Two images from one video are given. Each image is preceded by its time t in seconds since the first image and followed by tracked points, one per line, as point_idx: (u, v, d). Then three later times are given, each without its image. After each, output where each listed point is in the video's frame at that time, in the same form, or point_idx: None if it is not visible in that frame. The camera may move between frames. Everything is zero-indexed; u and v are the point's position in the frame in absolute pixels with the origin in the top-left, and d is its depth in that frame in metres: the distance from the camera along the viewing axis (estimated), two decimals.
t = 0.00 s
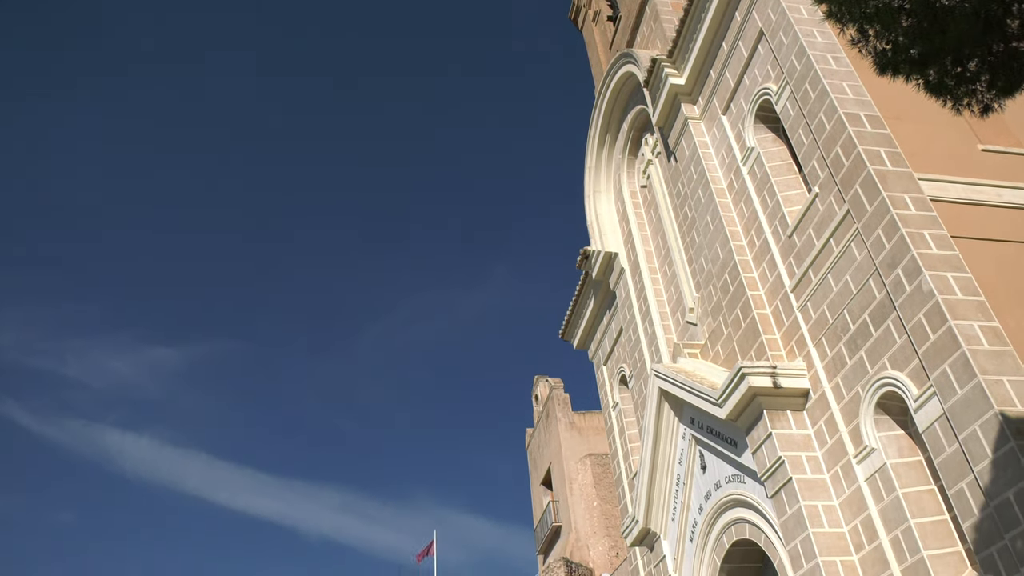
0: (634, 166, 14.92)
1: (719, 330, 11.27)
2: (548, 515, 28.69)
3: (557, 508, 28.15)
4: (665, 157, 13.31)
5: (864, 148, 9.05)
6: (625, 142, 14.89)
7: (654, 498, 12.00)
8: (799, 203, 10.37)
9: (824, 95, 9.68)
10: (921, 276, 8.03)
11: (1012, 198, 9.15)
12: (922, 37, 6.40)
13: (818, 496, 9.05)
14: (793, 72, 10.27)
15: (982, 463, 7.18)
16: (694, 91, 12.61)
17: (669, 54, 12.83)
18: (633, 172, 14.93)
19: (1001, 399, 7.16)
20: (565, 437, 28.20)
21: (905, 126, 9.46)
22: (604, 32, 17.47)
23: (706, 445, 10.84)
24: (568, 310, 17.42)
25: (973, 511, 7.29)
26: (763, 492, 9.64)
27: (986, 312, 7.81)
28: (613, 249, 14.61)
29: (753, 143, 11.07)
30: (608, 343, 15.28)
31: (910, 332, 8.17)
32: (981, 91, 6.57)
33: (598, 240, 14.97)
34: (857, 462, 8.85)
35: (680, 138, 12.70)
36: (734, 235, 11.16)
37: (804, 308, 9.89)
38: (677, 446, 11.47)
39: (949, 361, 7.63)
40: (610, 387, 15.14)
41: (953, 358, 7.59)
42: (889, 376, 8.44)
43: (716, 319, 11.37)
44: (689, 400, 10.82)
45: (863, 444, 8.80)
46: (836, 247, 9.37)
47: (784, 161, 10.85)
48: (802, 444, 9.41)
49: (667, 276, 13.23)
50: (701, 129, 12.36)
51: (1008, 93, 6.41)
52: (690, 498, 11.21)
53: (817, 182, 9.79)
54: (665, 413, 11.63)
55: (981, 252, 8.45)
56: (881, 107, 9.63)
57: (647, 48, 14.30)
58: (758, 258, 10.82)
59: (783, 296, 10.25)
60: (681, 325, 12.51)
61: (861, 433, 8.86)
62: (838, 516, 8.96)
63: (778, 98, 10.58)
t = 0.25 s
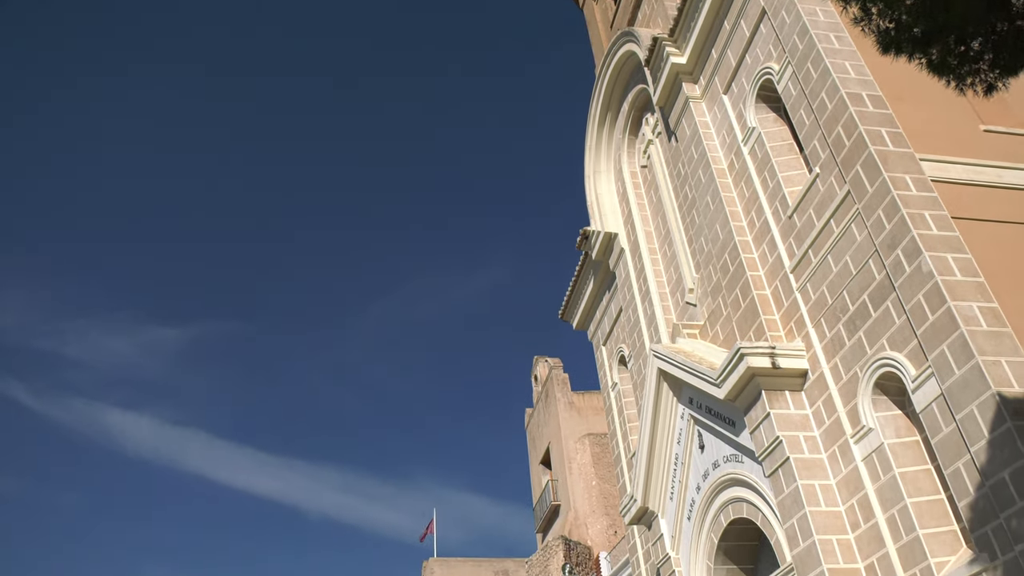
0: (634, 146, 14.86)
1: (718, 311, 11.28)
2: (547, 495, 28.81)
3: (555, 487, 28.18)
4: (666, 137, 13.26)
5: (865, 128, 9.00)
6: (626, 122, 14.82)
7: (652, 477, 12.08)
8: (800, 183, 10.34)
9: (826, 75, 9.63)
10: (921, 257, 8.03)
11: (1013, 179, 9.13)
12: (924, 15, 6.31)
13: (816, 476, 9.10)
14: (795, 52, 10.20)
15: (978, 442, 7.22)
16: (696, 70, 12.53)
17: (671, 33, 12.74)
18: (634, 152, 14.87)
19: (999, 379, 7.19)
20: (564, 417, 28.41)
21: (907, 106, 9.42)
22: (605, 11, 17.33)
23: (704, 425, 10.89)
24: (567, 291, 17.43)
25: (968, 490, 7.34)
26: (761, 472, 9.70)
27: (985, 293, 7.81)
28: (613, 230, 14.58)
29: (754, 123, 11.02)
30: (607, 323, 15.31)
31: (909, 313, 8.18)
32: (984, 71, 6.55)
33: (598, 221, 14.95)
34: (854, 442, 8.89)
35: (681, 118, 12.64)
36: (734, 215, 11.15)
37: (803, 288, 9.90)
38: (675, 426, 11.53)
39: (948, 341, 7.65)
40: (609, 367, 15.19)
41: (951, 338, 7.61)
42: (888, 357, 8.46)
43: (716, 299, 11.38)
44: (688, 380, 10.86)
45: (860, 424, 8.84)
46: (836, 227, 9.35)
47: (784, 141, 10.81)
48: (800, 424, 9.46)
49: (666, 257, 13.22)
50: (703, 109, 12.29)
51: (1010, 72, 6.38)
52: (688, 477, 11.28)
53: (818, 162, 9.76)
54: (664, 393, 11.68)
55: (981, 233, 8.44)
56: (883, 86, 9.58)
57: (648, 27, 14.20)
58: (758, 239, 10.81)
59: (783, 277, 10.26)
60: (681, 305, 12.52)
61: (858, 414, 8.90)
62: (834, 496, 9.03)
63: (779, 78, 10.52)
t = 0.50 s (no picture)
0: (635, 125, 14.78)
1: (718, 291, 11.29)
2: (546, 473, 28.89)
3: (552, 466, 28.33)
4: (667, 117, 13.20)
5: (867, 108, 8.95)
6: (627, 102, 14.74)
7: (650, 457, 12.15)
8: (801, 164, 10.31)
9: (829, 55, 9.56)
10: (921, 238, 8.02)
11: (1014, 159, 9.10)
12: None
13: (813, 456, 9.15)
14: (798, 31, 10.13)
15: (975, 423, 7.26)
16: (697, 49, 12.44)
17: (673, 11, 12.62)
18: (635, 132, 14.80)
19: (996, 360, 7.20)
20: (563, 397, 28.61)
21: (909, 86, 9.36)
22: None
23: (702, 405, 10.93)
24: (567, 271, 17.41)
25: (965, 470, 7.39)
26: (758, 452, 9.74)
27: (985, 275, 7.81)
28: (613, 210, 14.55)
29: (755, 103, 10.96)
30: (606, 304, 15.32)
31: (908, 294, 8.18)
32: (987, 49, 6.49)
33: (598, 200, 14.91)
34: (851, 423, 8.93)
35: (682, 97, 12.57)
36: (734, 195, 11.12)
37: (803, 269, 9.90)
38: (674, 405, 11.57)
39: (947, 322, 7.66)
40: (608, 347, 15.23)
41: (950, 319, 7.61)
42: (886, 338, 8.48)
43: (715, 280, 11.38)
44: (686, 361, 10.89)
45: (858, 405, 8.88)
46: (837, 208, 9.34)
47: (786, 121, 10.75)
48: (797, 404, 9.49)
49: (666, 236, 13.21)
50: (704, 88, 12.22)
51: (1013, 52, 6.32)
52: (686, 457, 11.33)
53: (819, 142, 9.72)
54: (663, 373, 11.71)
55: (981, 214, 8.43)
56: (886, 66, 9.52)
57: (650, 5, 14.07)
58: (758, 219, 10.79)
59: (783, 258, 10.25)
60: (680, 286, 12.52)
61: (856, 394, 8.93)
62: (831, 476, 9.08)
63: (781, 57, 10.45)
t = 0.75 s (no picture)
0: (636, 105, 14.70)
1: (717, 272, 11.28)
2: (544, 453, 29.02)
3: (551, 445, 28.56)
4: (668, 96, 13.13)
5: (869, 89, 8.90)
6: (628, 81, 14.65)
7: (648, 437, 12.20)
8: (802, 144, 10.27)
9: (831, 34, 9.49)
10: (920, 219, 8.00)
11: (1016, 141, 9.04)
12: None
13: (810, 436, 9.19)
14: (800, 10, 10.05)
15: (972, 405, 7.28)
16: (699, 28, 12.34)
17: None
18: (636, 112, 14.72)
19: (994, 342, 7.21)
20: (562, 376, 28.72)
21: (912, 66, 9.29)
22: None
23: (700, 385, 10.96)
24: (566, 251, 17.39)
25: (961, 451, 7.42)
26: (756, 432, 9.79)
27: (985, 256, 7.80)
28: (613, 190, 14.51)
29: (757, 83, 10.90)
30: (606, 284, 15.32)
31: (908, 275, 8.18)
32: (991, 30, 6.45)
33: (598, 181, 14.87)
34: (849, 404, 8.96)
35: (683, 77, 12.49)
36: (735, 176, 11.08)
37: (802, 250, 9.89)
38: (672, 385, 11.60)
39: (945, 304, 7.66)
40: (607, 327, 15.25)
41: (949, 301, 7.61)
42: (885, 319, 8.48)
43: (715, 260, 11.37)
44: (685, 341, 10.91)
45: (856, 386, 8.90)
46: (837, 189, 9.31)
47: (788, 101, 10.69)
48: (795, 385, 9.52)
49: (666, 217, 13.18)
50: (705, 68, 12.14)
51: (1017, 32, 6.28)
52: (684, 437, 11.38)
53: (820, 122, 9.68)
54: (661, 354, 11.73)
55: (981, 196, 8.40)
56: (888, 46, 9.45)
57: None
58: (758, 200, 10.76)
59: (782, 239, 10.24)
60: (680, 267, 12.52)
61: (854, 375, 8.95)
62: (828, 456, 9.13)
63: (784, 36, 10.38)
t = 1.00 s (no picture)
0: (637, 85, 14.62)
1: (716, 252, 11.26)
2: (542, 431, 29.02)
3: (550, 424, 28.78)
4: (669, 76, 13.06)
5: (871, 69, 8.84)
6: (629, 61, 14.55)
7: (646, 418, 12.25)
8: (803, 125, 10.22)
9: (834, 14, 9.43)
10: (921, 200, 7.98)
11: (1018, 123, 8.99)
12: None
13: (807, 416, 9.23)
14: None
15: (970, 386, 7.30)
16: (701, 7, 12.24)
17: None
18: (636, 92, 14.64)
19: (993, 324, 7.22)
20: (560, 355, 28.82)
21: (914, 47, 9.23)
22: None
23: (699, 365, 10.99)
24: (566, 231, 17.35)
25: (957, 432, 7.46)
26: (753, 412, 9.82)
27: (984, 238, 7.79)
28: (613, 171, 14.46)
29: (759, 63, 10.84)
30: (605, 264, 15.31)
31: (907, 257, 8.17)
32: (995, 10, 6.39)
33: (598, 161, 14.82)
34: (846, 384, 8.98)
35: (684, 57, 12.42)
36: (735, 156, 11.04)
37: (802, 231, 9.87)
38: (670, 365, 11.63)
39: (944, 286, 7.66)
40: (606, 308, 15.26)
41: (948, 283, 7.61)
42: (884, 300, 8.49)
43: (714, 241, 11.35)
44: (684, 321, 10.92)
45: (853, 366, 8.92)
46: (838, 170, 9.28)
47: (789, 81, 10.63)
48: (793, 365, 9.54)
49: (666, 197, 13.15)
50: (707, 47, 12.06)
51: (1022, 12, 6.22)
52: (682, 416, 11.43)
53: (822, 103, 9.63)
54: (660, 334, 11.74)
55: (982, 177, 8.37)
56: (891, 26, 9.38)
57: None
58: (759, 180, 10.73)
59: (782, 219, 10.22)
60: (679, 247, 12.50)
61: (852, 356, 8.97)
62: (825, 436, 9.17)
63: (786, 15, 10.30)
